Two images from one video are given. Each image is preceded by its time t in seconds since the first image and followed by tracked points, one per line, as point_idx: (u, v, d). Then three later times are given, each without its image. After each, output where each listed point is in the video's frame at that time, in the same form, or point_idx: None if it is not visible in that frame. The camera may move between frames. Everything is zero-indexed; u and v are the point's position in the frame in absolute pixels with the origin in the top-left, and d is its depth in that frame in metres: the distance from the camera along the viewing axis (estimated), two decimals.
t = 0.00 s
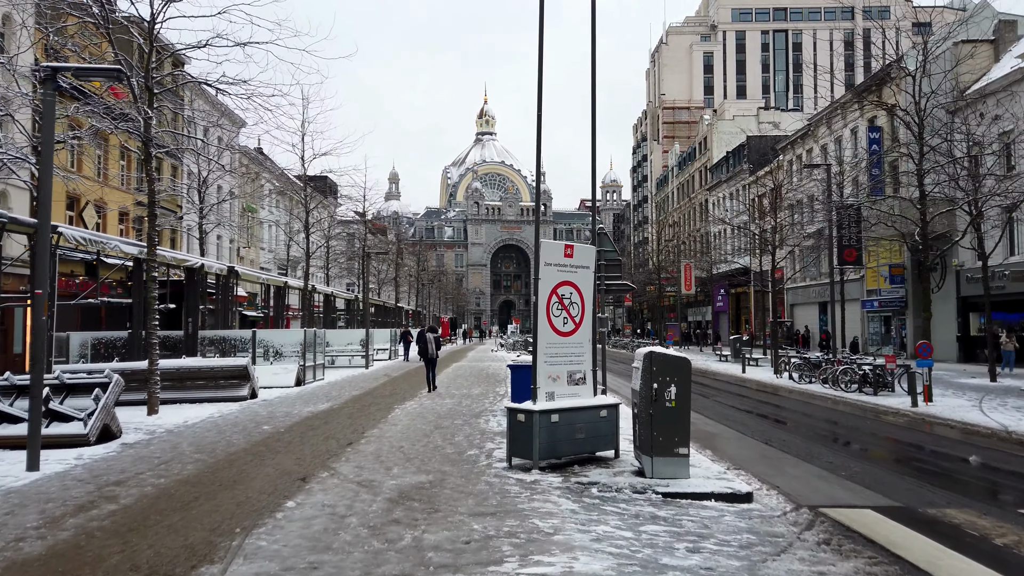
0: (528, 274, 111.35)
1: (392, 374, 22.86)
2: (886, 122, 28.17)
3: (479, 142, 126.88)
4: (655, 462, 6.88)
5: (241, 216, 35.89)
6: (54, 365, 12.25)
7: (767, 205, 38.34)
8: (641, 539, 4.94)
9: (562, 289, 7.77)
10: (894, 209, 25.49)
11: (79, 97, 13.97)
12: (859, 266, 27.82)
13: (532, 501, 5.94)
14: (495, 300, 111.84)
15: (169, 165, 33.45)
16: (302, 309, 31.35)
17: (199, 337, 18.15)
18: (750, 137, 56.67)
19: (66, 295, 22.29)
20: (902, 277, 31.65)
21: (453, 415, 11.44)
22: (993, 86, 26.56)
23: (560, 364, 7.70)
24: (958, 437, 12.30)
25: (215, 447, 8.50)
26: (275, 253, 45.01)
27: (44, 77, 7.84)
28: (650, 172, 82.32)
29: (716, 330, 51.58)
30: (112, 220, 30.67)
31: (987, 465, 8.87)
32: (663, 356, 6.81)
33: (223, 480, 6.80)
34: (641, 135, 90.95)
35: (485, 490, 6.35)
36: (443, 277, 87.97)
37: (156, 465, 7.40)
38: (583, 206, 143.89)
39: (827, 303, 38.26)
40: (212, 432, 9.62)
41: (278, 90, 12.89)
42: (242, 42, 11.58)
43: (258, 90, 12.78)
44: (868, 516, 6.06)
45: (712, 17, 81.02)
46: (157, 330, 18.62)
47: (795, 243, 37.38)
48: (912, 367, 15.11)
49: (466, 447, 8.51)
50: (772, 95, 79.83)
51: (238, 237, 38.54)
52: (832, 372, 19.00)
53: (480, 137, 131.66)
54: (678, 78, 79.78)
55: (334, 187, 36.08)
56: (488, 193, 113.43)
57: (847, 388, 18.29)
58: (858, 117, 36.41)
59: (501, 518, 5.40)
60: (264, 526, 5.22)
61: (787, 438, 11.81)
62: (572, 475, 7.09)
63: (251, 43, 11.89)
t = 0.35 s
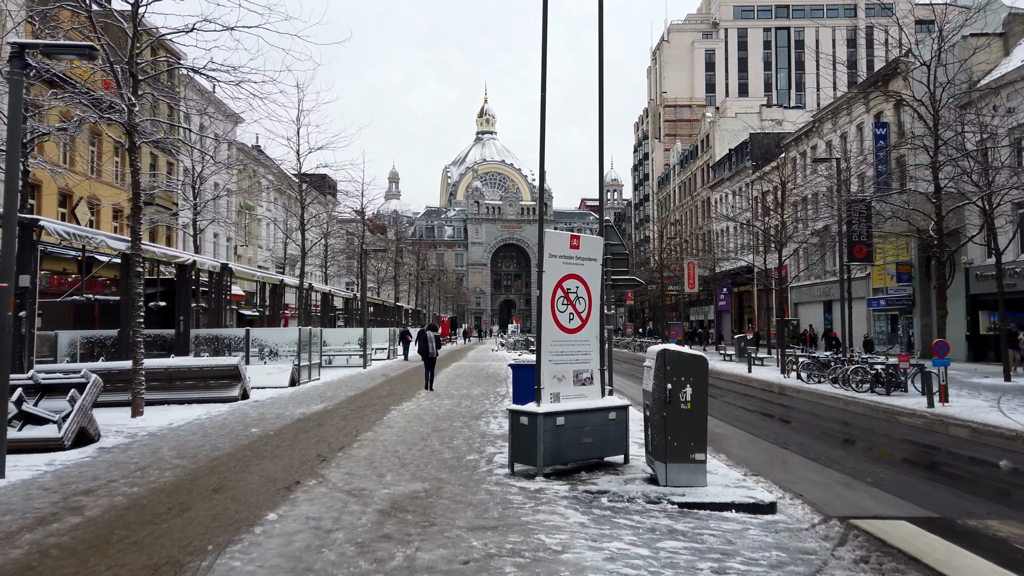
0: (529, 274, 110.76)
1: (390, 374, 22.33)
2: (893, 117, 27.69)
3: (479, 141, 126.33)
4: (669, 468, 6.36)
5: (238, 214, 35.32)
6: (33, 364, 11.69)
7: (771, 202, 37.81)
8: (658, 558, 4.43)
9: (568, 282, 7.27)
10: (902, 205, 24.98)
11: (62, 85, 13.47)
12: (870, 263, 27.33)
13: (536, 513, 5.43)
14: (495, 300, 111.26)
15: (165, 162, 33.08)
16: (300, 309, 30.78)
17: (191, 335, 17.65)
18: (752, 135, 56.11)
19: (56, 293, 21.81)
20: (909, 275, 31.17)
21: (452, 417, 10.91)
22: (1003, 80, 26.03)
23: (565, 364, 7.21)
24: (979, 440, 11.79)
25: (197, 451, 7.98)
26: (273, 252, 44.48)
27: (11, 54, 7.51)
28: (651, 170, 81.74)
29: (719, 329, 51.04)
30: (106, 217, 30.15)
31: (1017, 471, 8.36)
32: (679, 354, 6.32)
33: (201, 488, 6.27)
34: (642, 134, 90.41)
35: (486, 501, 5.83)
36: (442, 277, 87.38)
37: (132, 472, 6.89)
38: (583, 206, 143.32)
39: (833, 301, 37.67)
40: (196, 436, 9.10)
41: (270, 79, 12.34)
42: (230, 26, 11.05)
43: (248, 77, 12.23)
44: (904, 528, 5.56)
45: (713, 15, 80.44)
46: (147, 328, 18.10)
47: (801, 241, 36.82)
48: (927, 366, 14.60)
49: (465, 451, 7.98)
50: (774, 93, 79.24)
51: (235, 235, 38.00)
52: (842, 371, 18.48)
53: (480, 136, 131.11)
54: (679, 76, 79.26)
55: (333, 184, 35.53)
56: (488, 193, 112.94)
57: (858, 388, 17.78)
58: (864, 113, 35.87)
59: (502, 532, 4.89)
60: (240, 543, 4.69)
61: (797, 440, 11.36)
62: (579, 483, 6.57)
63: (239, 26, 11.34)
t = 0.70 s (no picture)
0: (529, 274, 110.33)
1: (387, 377, 21.82)
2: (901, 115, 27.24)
3: (479, 141, 125.82)
4: (681, 483, 5.89)
5: (235, 213, 34.83)
6: (14, 367, 11.17)
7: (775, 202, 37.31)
8: None
9: (571, 282, 6.81)
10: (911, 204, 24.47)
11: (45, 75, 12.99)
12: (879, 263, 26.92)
13: (537, 536, 4.93)
14: (496, 300, 110.72)
15: (161, 160, 32.75)
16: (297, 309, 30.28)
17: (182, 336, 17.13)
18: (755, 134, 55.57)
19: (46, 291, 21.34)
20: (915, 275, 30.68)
21: (449, 423, 10.40)
22: (1013, 76, 25.52)
23: (569, 370, 6.73)
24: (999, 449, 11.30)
25: (175, 462, 7.47)
26: (271, 252, 43.99)
27: None
28: (653, 170, 81.23)
29: (721, 330, 50.54)
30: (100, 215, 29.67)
31: None
32: (692, 360, 5.88)
33: (173, 505, 5.76)
34: (643, 133, 89.95)
35: (483, 522, 5.32)
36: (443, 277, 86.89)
37: (102, 486, 6.38)
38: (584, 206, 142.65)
39: (837, 302, 37.19)
40: (177, 445, 8.59)
41: (261, 70, 11.78)
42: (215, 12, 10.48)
43: (238, 68, 11.68)
44: (939, 550, 5.10)
45: (714, 14, 79.82)
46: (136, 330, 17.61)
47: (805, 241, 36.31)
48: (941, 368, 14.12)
49: (462, 462, 7.49)
50: (776, 92, 78.59)
51: (232, 234, 37.48)
52: (851, 375, 17.99)
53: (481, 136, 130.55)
54: (681, 76, 78.72)
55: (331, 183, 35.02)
56: (489, 193, 112.50)
57: (867, 392, 17.28)
58: (869, 111, 35.33)
59: (499, 561, 4.39)
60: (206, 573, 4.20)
61: (804, 445, 10.93)
62: (585, 499, 6.07)
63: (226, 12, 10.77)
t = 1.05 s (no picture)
0: (530, 277, 109.85)
1: (384, 381, 21.31)
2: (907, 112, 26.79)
3: (479, 143, 125.33)
4: (695, 502, 5.34)
5: (231, 215, 34.32)
6: None
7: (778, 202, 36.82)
8: None
9: (574, 282, 6.27)
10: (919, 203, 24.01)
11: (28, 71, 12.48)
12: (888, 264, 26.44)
13: (537, 565, 4.39)
14: (496, 303, 110.20)
15: (155, 160, 32.30)
16: (293, 312, 29.70)
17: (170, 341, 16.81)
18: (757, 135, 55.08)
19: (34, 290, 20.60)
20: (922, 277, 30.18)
21: (445, 433, 9.85)
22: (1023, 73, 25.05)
23: (571, 377, 6.20)
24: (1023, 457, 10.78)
25: (147, 477, 6.95)
26: (267, 254, 43.44)
27: None
28: (654, 172, 80.71)
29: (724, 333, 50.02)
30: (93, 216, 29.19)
31: None
32: (707, 366, 5.37)
33: (135, 528, 5.23)
34: (644, 135, 89.50)
35: (476, 547, 4.79)
36: (442, 280, 86.27)
37: (62, 506, 5.83)
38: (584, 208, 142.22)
39: (841, 305, 36.70)
40: (154, 457, 8.07)
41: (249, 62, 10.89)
42: None
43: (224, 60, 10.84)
44: None
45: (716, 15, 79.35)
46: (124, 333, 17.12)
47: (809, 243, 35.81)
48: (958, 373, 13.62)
49: (456, 477, 6.96)
50: (777, 94, 78.03)
51: (228, 237, 36.88)
52: (861, 379, 17.47)
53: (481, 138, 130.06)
54: (682, 77, 78.22)
55: (329, 185, 34.45)
56: (489, 196, 112.00)
57: (878, 397, 16.76)
58: (874, 111, 34.77)
59: None
60: None
61: (816, 453, 10.43)
62: (589, 519, 5.53)
63: None
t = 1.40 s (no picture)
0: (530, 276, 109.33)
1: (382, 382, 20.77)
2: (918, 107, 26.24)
3: (480, 142, 124.70)
4: (723, 517, 4.83)
5: (229, 213, 33.76)
6: None
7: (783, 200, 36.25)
8: None
9: (586, 275, 5.77)
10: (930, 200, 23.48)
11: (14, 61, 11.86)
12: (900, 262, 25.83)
13: None
14: (496, 303, 109.68)
15: (152, 156, 31.79)
16: (290, 311, 29.16)
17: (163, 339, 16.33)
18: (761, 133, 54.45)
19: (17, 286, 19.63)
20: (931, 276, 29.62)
21: (445, 437, 9.33)
22: None
23: (583, 378, 5.70)
24: None
25: (124, 486, 6.43)
26: (265, 253, 42.86)
27: None
28: (656, 171, 80.07)
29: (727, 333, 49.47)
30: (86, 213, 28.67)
31: None
32: (736, 367, 4.85)
33: (102, 546, 4.71)
34: (646, 133, 88.88)
35: (482, 569, 4.27)
36: (443, 279, 85.65)
37: (27, 519, 5.33)
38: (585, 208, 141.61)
39: (847, 304, 36.16)
40: (135, 463, 7.55)
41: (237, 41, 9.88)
42: None
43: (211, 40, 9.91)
44: None
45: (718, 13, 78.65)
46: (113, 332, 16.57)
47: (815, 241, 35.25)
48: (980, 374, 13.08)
49: (458, 486, 6.44)
50: (780, 92, 77.30)
51: (226, 234, 36.31)
52: (875, 380, 16.92)
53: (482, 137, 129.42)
54: (684, 75, 77.53)
55: (327, 183, 33.87)
56: (489, 195, 111.38)
57: (893, 399, 16.22)
58: (881, 108, 34.14)
59: None
60: None
61: (835, 455, 9.88)
62: (606, 535, 5.01)
63: None
